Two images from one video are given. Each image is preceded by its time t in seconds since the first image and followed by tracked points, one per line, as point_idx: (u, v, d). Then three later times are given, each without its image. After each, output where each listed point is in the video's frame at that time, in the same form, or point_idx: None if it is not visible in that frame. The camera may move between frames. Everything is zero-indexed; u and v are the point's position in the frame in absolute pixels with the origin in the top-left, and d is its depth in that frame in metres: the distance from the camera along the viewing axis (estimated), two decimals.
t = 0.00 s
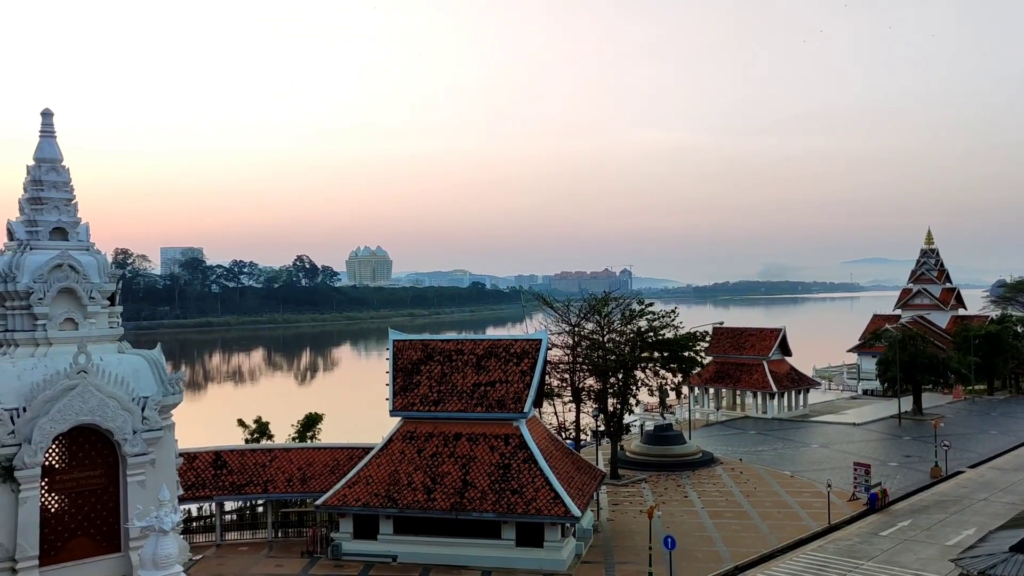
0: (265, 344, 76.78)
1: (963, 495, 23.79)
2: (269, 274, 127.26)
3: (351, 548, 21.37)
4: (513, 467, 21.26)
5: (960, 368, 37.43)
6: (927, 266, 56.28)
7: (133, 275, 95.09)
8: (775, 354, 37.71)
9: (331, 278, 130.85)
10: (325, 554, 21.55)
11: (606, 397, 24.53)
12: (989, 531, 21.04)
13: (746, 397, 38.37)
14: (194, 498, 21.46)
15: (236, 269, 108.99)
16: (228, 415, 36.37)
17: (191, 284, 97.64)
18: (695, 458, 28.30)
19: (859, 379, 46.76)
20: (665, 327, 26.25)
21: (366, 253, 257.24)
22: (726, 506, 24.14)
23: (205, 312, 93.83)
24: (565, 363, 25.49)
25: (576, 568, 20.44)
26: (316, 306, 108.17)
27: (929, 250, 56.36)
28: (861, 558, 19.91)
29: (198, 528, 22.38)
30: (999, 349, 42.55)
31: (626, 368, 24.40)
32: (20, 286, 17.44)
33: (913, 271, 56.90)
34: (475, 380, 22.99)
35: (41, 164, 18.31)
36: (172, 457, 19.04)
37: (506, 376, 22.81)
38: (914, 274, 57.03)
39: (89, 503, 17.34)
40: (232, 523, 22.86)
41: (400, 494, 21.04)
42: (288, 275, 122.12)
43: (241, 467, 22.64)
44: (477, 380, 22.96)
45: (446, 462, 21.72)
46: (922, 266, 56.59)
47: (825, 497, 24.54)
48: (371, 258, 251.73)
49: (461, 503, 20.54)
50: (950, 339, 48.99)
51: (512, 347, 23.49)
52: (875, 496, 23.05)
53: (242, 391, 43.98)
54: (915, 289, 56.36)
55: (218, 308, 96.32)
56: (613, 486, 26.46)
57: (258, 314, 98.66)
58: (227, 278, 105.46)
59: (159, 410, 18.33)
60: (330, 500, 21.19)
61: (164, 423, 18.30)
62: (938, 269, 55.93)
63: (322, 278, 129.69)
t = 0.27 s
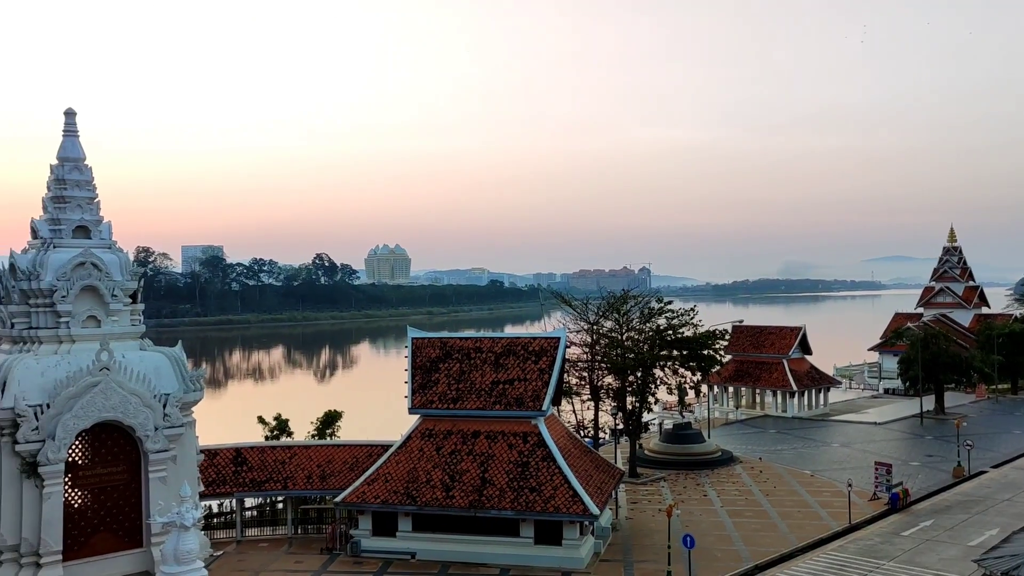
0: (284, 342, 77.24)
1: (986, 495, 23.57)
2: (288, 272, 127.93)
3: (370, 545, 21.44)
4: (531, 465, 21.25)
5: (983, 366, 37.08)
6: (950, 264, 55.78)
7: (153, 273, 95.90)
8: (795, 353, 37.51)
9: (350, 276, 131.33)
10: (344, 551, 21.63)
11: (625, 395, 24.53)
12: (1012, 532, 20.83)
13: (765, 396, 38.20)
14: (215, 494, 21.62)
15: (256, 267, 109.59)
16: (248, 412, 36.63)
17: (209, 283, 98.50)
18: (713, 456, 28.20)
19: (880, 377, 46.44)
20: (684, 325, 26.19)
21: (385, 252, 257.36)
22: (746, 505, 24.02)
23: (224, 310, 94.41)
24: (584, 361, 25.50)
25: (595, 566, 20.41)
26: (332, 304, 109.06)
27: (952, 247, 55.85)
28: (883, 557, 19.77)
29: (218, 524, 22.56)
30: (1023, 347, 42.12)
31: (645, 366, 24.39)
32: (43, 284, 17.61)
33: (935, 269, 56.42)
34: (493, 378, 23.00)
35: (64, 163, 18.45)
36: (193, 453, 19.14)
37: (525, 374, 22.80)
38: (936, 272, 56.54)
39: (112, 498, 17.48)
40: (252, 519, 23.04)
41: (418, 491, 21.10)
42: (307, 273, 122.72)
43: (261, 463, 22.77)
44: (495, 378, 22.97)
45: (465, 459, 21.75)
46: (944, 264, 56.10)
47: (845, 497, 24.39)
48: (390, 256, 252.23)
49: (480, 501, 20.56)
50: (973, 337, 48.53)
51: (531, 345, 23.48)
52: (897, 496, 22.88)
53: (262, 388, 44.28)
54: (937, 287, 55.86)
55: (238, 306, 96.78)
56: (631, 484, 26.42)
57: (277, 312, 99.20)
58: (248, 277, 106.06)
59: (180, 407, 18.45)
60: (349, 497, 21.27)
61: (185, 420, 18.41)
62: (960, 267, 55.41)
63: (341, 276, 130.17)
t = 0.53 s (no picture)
0: (302, 340, 77.57)
1: (1008, 496, 23.36)
2: (307, 270, 128.45)
3: (387, 542, 21.47)
4: (549, 463, 21.22)
5: (1004, 366, 36.74)
6: (971, 262, 55.28)
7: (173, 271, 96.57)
8: (813, 352, 37.31)
9: (367, 274, 131.64)
10: (362, 548, 21.68)
11: (642, 394, 24.56)
12: None
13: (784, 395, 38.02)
14: (234, 491, 21.73)
15: (276, 265, 109.95)
16: (267, 409, 36.81)
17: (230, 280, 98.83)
18: (731, 456, 28.10)
19: (900, 377, 46.11)
20: (701, 324, 26.15)
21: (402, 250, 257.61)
22: (764, 505, 23.93)
23: (244, 307, 94.47)
24: (601, 359, 25.53)
25: (612, 565, 20.38)
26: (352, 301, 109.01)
27: (973, 246, 55.36)
28: (903, 558, 19.64)
29: (237, 521, 22.68)
30: None
31: (663, 365, 24.39)
32: (65, 281, 17.76)
33: (956, 267, 55.94)
34: (511, 376, 23.01)
35: (86, 162, 18.60)
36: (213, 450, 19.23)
37: (542, 373, 22.80)
38: (957, 271, 56.06)
39: (132, 495, 17.63)
40: (270, 516, 23.13)
41: (436, 489, 21.13)
42: (325, 271, 123.19)
43: (280, 460, 22.86)
44: (513, 377, 22.98)
45: (482, 458, 21.76)
46: (965, 263, 55.61)
47: (865, 497, 24.24)
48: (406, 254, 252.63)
49: (497, 499, 20.57)
50: (994, 337, 48.10)
51: (548, 343, 23.46)
52: (917, 497, 22.73)
53: (281, 386, 44.48)
54: (958, 286, 55.36)
55: (257, 304, 97.08)
56: (649, 483, 26.38)
57: (295, 310, 99.59)
58: (266, 274, 106.42)
59: (199, 404, 18.50)
60: (367, 494, 21.33)
61: (204, 417, 18.46)
62: (982, 265, 54.90)
63: (358, 275, 130.50)
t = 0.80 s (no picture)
0: (320, 337, 77.91)
1: None
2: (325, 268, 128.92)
3: (404, 539, 21.50)
4: (565, 461, 21.19)
5: None
6: (993, 261, 54.78)
7: (193, 269, 97.19)
8: (832, 350, 37.10)
9: (385, 272, 131.83)
10: (379, 545, 21.72)
11: (659, 392, 24.58)
12: None
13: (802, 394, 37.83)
14: (252, 487, 21.84)
15: (294, 263, 110.47)
16: (285, 407, 37.02)
17: (246, 279, 99.55)
18: (749, 455, 28.01)
19: (920, 376, 45.78)
20: (719, 322, 26.09)
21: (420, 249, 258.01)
22: (782, 504, 23.82)
23: (262, 306, 95.22)
24: (618, 358, 25.57)
25: (629, 564, 20.32)
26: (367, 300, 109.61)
27: (995, 244, 54.85)
28: (923, 559, 19.51)
29: (255, 517, 22.79)
30: None
31: (680, 364, 24.29)
32: (86, 279, 17.91)
33: (977, 266, 55.46)
34: (527, 374, 22.99)
35: (106, 160, 18.77)
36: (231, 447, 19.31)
37: (558, 371, 22.77)
38: (978, 269, 55.56)
39: (152, 491, 17.76)
40: (288, 513, 23.24)
41: (452, 487, 21.16)
42: (344, 269, 123.66)
43: (297, 458, 22.95)
44: (529, 375, 22.95)
45: (498, 456, 21.76)
46: (987, 261, 55.12)
47: (884, 497, 24.09)
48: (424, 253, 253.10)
49: (514, 497, 20.58)
50: (1016, 336, 47.64)
51: (564, 342, 23.41)
52: (937, 497, 22.56)
53: (299, 383, 44.68)
54: (980, 284, 54.87)
55: (275, 302, 97.57)
56: (666, 482, 26.34)
57: (314, 308, 99.96)
58: (285, 272, 106.71)
59: (218, 401, 18.58)
60: (384, 492, 21.37)
61: (223, 414, 18.55)
62: (1005, 264, 54.37)
63: (376, 273, 130.85)
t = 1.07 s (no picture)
0: (336, 335, 78.06)
1: None
2: (340, 266, 129.17)
3: (420, 537, 21.26)
4: (581, 460, 20.95)
5: None
6: (1013, 260, 54.49)
7: (208, 267, 97.58)
8: (850, 349, 37.01)
9: (400, 270, 131.59)
10: (394, 543, 21.53)
11: (675, 391, 24.66)
12: None
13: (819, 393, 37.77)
14: (268, 484, 21.85)
15: (309, 261, 110.78)
16: (304, 404, 37.15)
17: (265, 275, 99.35)
18: (766, 454, 27.99)
19: (939, 376, 45.61)
20: (735, 321, 26.07)
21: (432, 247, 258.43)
22: (798, 503, 23.78)
23: (279, 304, 94.69)
24: (634, 356, 25.65)
25: (645, 563, 20.09)
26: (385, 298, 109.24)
27: (1014, 242, 54.57)
28: (941, 559, 19.43)
29: (272, 513, 22.82)
30: None
31: (696, 362, 24.31)
32: (105, 277, 18.00)
33: (997, 265, 55.18)
34: (543, 372, 22.67)
35: (124, 159, 18.84)
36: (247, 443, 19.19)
37: (575, 369, 22.42)
38: (998, 268, 55.29)
39: (170, 487, 17.81)
40: (304, 509, 23.25)
41: (468, 485, 20.93)
42: (360, 267, 123.85)
43: (313, 455, 22.92)
44: (545, 373, 22.63)
45: (514, 453, 21.53)
46: (1007, 260, 54.83)
47: (902, 497, 24.01)
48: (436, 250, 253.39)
49: (529, 495, 20.35)
50: None
51: (580, 340, 23.12)
52: (956, 496, 22.51)
53: (317, 381, 44.81)
54: (1000, 283, 54.61)
55: (291, 300, 97.04)
56: (682, 480, 26.35)
57: (328, 305, 100.08)
58: (301, 271, 106.52)
59: (235, 399, 18.61)
60: (400, 489, 21.14)
61: (241, 411, 18.59)
62: None
63: (392, 271, 130.94)
